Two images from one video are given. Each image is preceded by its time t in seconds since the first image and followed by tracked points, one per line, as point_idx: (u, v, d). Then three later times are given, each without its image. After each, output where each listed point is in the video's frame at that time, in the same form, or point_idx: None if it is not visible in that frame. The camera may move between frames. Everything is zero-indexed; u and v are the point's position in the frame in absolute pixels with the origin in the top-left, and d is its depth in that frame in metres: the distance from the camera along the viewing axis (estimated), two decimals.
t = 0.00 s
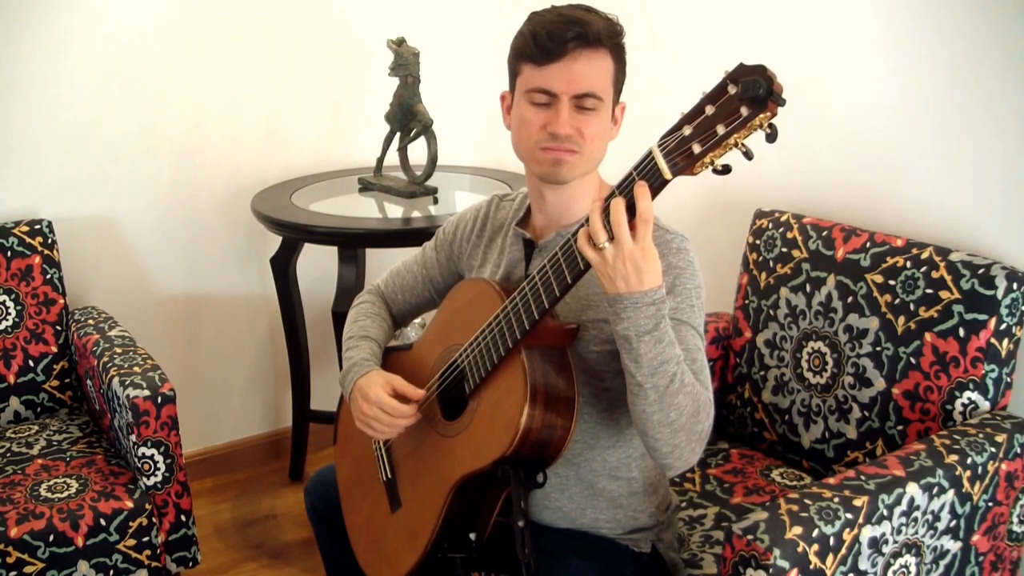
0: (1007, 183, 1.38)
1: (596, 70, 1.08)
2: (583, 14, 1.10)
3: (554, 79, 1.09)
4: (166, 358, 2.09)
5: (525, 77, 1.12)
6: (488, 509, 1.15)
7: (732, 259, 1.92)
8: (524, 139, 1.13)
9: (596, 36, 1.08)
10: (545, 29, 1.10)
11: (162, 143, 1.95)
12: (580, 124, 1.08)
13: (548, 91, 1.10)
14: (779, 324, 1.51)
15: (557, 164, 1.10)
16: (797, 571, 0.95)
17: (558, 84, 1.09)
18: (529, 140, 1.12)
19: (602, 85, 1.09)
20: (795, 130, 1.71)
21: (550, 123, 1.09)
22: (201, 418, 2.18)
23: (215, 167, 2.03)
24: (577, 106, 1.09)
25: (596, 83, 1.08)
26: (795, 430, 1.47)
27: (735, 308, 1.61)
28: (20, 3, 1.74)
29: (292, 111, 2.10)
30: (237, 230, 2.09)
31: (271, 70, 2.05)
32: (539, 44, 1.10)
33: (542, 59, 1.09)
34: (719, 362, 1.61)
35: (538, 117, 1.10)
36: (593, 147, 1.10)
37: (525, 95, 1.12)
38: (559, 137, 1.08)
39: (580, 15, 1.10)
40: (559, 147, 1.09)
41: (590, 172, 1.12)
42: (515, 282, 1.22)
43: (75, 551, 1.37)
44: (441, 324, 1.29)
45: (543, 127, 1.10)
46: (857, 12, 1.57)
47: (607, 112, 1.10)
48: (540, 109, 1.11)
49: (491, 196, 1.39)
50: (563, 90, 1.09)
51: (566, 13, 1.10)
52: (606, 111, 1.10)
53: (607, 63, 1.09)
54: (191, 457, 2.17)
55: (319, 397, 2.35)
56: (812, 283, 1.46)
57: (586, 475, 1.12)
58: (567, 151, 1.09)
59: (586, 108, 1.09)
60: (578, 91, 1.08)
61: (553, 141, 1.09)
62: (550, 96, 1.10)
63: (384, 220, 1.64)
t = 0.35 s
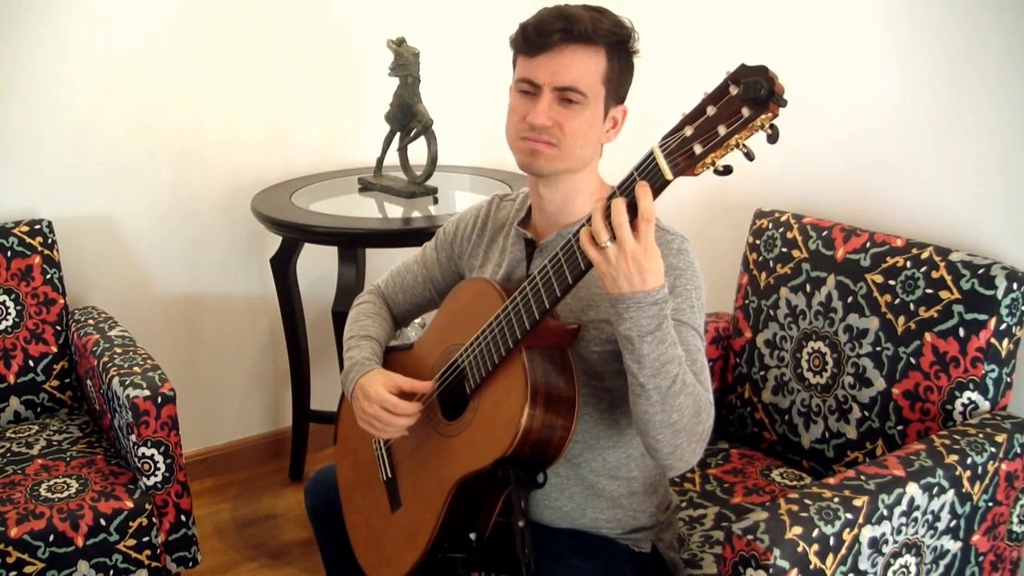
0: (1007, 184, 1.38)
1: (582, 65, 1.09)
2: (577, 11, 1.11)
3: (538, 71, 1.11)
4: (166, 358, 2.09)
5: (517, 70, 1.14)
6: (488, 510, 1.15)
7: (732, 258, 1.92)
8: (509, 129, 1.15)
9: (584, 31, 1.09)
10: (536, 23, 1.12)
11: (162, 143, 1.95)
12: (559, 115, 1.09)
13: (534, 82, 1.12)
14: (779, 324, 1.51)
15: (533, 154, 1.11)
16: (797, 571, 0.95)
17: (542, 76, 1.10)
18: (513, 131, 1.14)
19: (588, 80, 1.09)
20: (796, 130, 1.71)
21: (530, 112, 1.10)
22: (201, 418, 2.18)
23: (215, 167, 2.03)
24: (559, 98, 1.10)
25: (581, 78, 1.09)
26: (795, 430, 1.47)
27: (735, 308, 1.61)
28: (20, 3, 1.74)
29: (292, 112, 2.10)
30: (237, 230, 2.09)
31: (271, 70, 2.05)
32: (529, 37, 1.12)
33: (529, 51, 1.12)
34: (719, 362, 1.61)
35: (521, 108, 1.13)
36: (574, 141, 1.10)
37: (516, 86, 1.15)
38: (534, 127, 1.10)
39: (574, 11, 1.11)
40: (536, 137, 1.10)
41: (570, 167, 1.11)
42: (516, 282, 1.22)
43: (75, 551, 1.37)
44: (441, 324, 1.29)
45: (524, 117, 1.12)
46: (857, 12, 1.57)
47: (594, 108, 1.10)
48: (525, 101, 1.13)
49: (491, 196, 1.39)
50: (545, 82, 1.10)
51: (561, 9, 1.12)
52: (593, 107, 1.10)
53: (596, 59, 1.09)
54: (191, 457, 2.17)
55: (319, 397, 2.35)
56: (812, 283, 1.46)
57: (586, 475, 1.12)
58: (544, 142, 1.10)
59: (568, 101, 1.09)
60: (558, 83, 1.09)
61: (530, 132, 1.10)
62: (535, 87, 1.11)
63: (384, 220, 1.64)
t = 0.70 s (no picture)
0: (1007, 184, 1.38)
1: (606, 77, 1.08)
2: (600, 18, 1.08)
3: (563, 81, 1.08)
4: (165, 358, 2.09)
5: (536, 75, 1.11)
6: (488, 511, 1.15)
7: (732, 258, 1.92)
8: (528, 135, 1.13)
9: (609, 42, 1.07)
10: (560, 29, 1.09)
11: (162, 143, 1.95)
12: (584, 128, 1.08)
13: (556, 91, 1.09)
14: (779, 324, 1.51)
15: (556, 165, 1.11)
16: (797, 571, 0.95)
17: (566, 86, 1.08)
18: (532, 138, 1.12)
19: (610, 91, 1.08)
20: (795, 130, 1.71)
21: (554, 124, 1.09)
22: (201, 418, 2.18)
23: (215, 167, 2.03)
24: (584, 110, 1.08)
25: (605, 89, 1.08)
26: (795, 430, 1.47)
27: (735, 308, 1.61)
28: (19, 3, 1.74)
29: (292, 111, 2.10)
30: (236, 230, 2.09)
31: (271, 70, 2.05)
32: (552, 44, 1.09)
33: (553, 59, 1.09)
34: (719, 362, 1.61)
35: (542, 116, 1.10)
36: (595, 152, 1.10)
37: (534, 91, 1.12)
38: (560, 139, 1.09)
39: (597, 18, 1.08)
40: (560, 149, 1.10)
41: (588, 175, 1.12)
42: (515, 282, 1.22)
43: (75, 551, 1.37)
44: (441, 324, 1.29)
45: (546, 127, 1.10)
46: (857, 12, 1.57)
47: (612, 119, 1.10)
48: (546, 107, 1.10)
49: (491, 196, 1.39)
50: (570, 93, 1.08)
51: (585, 15, 1.09)
52: (611, 117, 1.10)
53: (618, 70, 1.08)
54: (191, 457, 2.17)
55: (319, 397, 2.35)
56: (812, 283, 1.46)
57: (585, 475, 1.12)
58: (567, 154, 1.10)
59: (592, 113, 1.09)
60: (584, 96, 1.08)
61: (555, 142, 1.10)
62: (558, 96, 1.09)
63: (384, 220, 1.64)
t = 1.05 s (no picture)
0: (1008, 184, 1.38)
1: (606, 96, 1.05)
2: (595, 35, 1.05)
3: (563, 106, 1.06)
4: (166, 358, 2.09)
5: (533, 99, 1.08)
6: (488, 511, 1.15)
7: (732, 258, 1.92)
8: (530, 157, 1.11)
9: (607, 62, 1.04)
10: (555, 53, 1.05)
11: (162, 143, 1.95)
12: (588, 149, 1.07)
13: (556, 116, 1.07)
14: (779, 324, 1.51)
15: (563, 187, 1.10)
16: (797, 571, 0.95)
17: (567, 111, 1.06)
18: (536, 161, 1.10)
19: (611, 108, 1.06)
20: (795, 130, 1.71)
21: (558, 149, 1.07)
22: (201, 418, 2.18)
23: (215, 167, 2.02)
24: (586, 132, 1.06)
25: (605, 108, 1.05)
26: (795, 430, 1.47)
27: (735, 308, 1.61)
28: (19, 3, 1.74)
29: (292, 111, 2.10)
30: (236, 230, 2.09)
31: (271, 70, 2.05)
32: (548, 69, 1.06)
33: (551, 85, 1.06)
34: (719, 362, 1.61)
35: (544, 140, 1.08)
36: (600, 168, 1.09)
37: (533, 115, 1.09)
38: (565, 164, 1.07)
39: (591, 36, 1.05)
40: (565, 172, 1.09)
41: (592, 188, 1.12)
42: (515, 282, 1.22)
43: (75, 551, 1.37)
44: (441, 323, 1.29)
45: (550, 151, 1.08)
46: (858, 12, 1.57)
47: (615, 132, 1.08)
48: (547, 132, 1.08)
49: (491, 196, 1.39)
50: (572, 117, 1.06)
51: (579, 35, 1.05)
52: (614, 131, 1.08)
53: (617, 86, 1.06)
54: (191, 457, 2.17)
55: (320, 397, 2.35)
56: (812, 283, 1.46)
57: (584, 475, 1.12)
58: (573, 176, 1.09)
59: (594, 132, 1.07)
60: (587, 118, 1.05)
61: (559, 166, 1.08)
62: (558, 121, 1.07)
63: (384, 220, 1.64)
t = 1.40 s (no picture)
0: (1008, 184, 1.38)
1: (587, 128, 1.04)
2: (562, 70, 1.03)
3: (546, 149, 1.05)
4: (166, 358, 2.09)
5: (516, 147, 1.07)
6: (487, 512, 1.16)
7: (732, 257, 1.92)
8: (528, 200, 1.11)
9: (579, 96, 1.03)
10: (526, 103, 1.04)
11: (162, 143, 1.95)
12: (582, 184, 1.06)
13: (543, 160, 1.06)
14: (779, 324, 1.51)
15: (565, 222, 1.10)
16: (797, 571, 0.95)
17: (552, 153, 1.05)
18: (534, 202, 1.10)
19: (596, 137, 1.05)
20: (796, 129, 1.71)
21: (552, 190, 1.06)
22: (202, 418, 2.18)
23: (215, 167, 2.02)
24: (576, 166, 1.06)
25: (589, 139, 1.04)
26: (795, 430, 1.47)
27: (736, 307, 1.61)
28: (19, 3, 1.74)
29: (292, 111, 2.10)
30: (236, 229, 2.09)
31: (272, 70, 2.05)
32: (523, 118, 1.05)
33: (530, 133, 1.05)
34: (719, 362, 1.61)
35: (537, 183, 1.08)
36: (597, 194, 1.08)
37: (520, 161, 1.08)
38: (562, 204, 1.07)
39: (558, 74, 1.03)
40: (564, 209, 1.08)
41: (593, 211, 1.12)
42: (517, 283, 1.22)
43: (75, 551, 1.37)
44: (442, 324, 1.29)
45: (544, 192, 1.08)
46: (858, 12, 1.57)
47: (605, 156, 1.07)
48: (538, 174, 1.08)
49: (492, 195, 1.39)
50: (559, 158, 1.05)
51: (546, 77, 1.03)
52: (604, 155, 1.07)
53: (594, 113, 1.04)
54: (191, 457, 2.17)
55: (320, 397, 2.35)
56: (812, 283, 1.46)
57: (580, 475, 1.12)
58: (573, 211, 1.08)
59: (583, 164, 1.06)
60: (574, 156, 1.04)
61: (556, 206, 1.08)
62: (546, 163, 1.06)
63: (384, 220, 1.64)
